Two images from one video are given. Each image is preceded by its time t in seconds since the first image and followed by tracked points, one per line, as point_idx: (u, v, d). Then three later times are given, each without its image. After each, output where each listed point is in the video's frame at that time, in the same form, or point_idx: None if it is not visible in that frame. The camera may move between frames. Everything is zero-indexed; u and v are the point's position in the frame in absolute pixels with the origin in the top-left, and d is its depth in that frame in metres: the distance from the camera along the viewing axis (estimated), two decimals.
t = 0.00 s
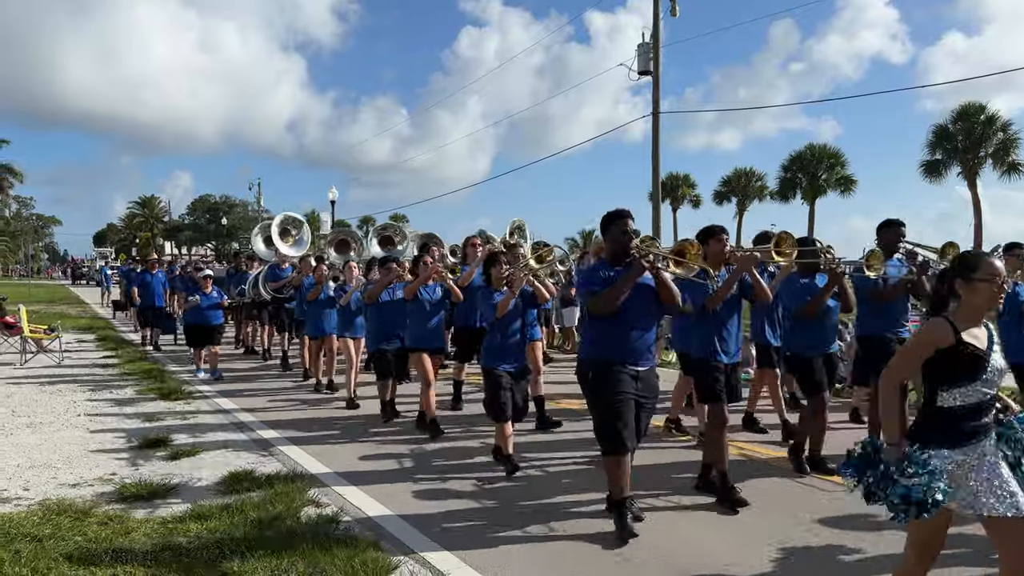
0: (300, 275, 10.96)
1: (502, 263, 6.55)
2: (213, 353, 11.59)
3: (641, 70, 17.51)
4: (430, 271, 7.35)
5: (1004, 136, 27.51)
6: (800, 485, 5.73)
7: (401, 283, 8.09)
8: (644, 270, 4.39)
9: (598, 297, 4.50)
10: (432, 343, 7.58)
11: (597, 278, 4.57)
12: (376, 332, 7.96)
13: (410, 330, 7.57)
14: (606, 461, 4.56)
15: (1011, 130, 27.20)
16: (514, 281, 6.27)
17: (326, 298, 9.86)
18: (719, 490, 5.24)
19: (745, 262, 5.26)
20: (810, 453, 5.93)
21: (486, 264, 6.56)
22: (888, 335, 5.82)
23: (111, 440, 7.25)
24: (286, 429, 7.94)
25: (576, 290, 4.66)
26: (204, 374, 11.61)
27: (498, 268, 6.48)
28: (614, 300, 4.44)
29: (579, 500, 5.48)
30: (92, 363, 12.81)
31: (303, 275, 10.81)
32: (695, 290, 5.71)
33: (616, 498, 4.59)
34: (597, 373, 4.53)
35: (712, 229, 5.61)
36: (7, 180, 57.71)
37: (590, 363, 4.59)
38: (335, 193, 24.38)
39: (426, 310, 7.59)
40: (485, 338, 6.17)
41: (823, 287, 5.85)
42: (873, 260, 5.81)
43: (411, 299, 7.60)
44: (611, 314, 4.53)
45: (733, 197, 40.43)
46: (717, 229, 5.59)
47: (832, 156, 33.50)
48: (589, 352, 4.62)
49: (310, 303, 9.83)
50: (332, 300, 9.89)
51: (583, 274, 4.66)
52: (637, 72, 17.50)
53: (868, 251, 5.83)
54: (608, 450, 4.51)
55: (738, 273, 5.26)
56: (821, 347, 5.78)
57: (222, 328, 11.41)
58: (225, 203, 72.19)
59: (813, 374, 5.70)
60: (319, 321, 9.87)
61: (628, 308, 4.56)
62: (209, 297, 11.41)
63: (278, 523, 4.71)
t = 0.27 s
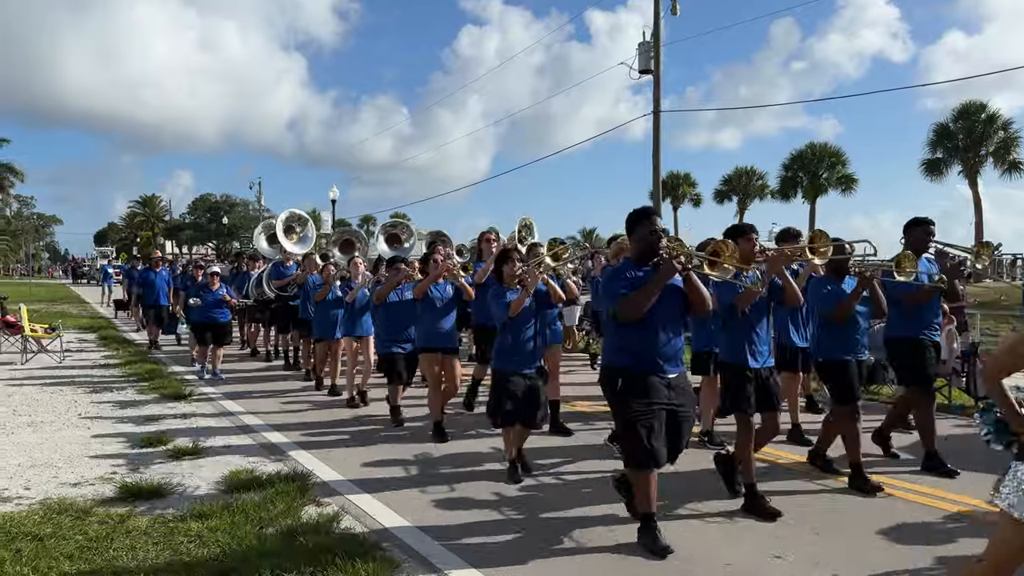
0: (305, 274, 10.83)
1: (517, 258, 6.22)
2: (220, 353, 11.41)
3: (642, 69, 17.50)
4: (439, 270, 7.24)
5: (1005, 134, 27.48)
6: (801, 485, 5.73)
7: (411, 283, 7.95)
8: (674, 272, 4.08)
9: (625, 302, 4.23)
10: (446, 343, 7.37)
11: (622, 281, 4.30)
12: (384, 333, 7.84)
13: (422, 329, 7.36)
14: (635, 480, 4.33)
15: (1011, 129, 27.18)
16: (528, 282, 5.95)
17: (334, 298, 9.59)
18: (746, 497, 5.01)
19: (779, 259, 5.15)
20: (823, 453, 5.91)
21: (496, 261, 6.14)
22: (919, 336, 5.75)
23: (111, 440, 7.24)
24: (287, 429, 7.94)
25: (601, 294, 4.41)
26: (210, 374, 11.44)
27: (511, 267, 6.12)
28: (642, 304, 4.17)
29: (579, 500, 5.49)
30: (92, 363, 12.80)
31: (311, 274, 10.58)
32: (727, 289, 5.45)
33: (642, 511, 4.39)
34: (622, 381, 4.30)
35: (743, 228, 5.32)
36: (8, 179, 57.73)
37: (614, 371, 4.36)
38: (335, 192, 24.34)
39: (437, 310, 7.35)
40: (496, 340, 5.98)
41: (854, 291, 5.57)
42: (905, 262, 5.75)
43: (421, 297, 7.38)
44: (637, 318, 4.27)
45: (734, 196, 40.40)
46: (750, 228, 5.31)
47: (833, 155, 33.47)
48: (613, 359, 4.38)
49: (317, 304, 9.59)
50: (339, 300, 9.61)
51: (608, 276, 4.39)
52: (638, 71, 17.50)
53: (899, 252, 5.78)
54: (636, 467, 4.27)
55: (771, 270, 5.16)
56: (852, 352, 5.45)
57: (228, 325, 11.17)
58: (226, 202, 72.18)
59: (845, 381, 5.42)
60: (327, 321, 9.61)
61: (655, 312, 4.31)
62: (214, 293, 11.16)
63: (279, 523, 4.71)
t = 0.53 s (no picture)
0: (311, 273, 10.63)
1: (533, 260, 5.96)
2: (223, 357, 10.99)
3: (643, 69, 17.49)
4: (450, 273, 7.07)
5: (1005, 134, 27.47)
6: (801, 484, 5.75)
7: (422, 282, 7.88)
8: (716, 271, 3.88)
9: (665, 299, 4.01)
10: (456, 347, 7.19)
11: (662, 276, 4.08)
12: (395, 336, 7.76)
13: (433, 332, 7.20)
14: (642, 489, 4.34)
15: (1011, 128, 27.16)
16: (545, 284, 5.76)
17: (340, 299, 9.54)
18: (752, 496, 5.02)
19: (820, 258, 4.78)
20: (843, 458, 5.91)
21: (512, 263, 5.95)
22: (950, 337, 5.75)
23: (112, 439, 7.24)
24: (287, 429, 7.95)
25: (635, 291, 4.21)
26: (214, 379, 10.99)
27: (528, 268, 5.87)
28: (684, 300, 3.96)
29: (579, 500, 5.49)
30: (92, 362, 12.81)
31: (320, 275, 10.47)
32: (761, 288, 5.20)
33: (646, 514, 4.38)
34: (656, 382, 4.12)
35: (776, 225, 5.03)
36: (8, 179, 57.74)
37: (648, 371, 4.16)
38: (335, 191, 24.32)
39: (449, 312, 7.20)
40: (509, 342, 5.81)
41: (888, 287, 5.38)
42: (941, 253, 5.50)
43: (432, 299, 7.23)
44: (675, 316, 4.08)
45: (734, 196, 40.40)
46: (784, 224, 5.05)
47: (833, 154, 33.46)
48: (646, 359, 4.19)
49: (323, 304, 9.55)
50: (346, 302, 9.53)
51: (644, 271, 4.17)
52: (638, 70, 17.50)
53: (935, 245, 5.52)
54: (647, 475, 4.26)
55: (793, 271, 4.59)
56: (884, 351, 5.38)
57: (230, 329, 10.87)
58: (226, 202, 72.17)
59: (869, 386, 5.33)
60: (332, 322, 9.58)
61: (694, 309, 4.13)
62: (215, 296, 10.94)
63: (279, 522, 4.71)
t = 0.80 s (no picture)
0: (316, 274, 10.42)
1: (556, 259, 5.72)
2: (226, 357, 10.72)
3: (642, 69, 17.49)
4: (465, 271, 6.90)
5: (1005, 134, 27.48)
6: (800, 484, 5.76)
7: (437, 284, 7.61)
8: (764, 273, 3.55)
9: (710, 306, 3.70)
10: (472, 349, 7.13)
11: (707, 281, 3.74)
12: (410, 338, 7.50)
13: (449, 335, 7.11)
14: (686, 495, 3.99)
15: (1011, 128, 27.18)
16: (569, 284, 5.53)
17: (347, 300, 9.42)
18: (770, 497, 4.94)
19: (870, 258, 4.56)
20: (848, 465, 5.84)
21: (534, 263, 5.71)
22: (990, 344, 5.68)
23: (112, 440, 7.25)
24: (287, 429, 7.96)
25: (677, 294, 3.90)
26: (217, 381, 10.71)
27: (551, 267, 5.62)
28: (731, 307, 3.64)
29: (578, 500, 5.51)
30: (92, 363, 12.83)
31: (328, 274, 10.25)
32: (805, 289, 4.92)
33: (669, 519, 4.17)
34: (704, 392, 3.80)
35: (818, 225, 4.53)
36: (7, 179, 57.74)
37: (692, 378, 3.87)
38: (334, 191, 24.31)
39: (464, 313, 7.07)
40: (535, 347, 5.55)
41: (932, 291, 5.14)
42: (989, 258, 5.44)
43: (448, 301, 7.08)
44: (722, 322, 3.76)
45: (734, 196, 40.43)
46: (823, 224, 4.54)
47: (832, 155, 33.49)
48: (692, 367, 3.89)
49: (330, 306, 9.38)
50: (353, 302, 9.50)
51: (687, 274, 3.83)
52: (638, 71, 17.51)
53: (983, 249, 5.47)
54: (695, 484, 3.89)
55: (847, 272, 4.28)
56: (920, 363, 5.10)
57: (230, 329, 10.67)
58: (225, 202, 72.17)
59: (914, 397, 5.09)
60: (339, 324, 9.37)
61: (744, 312, 3.80)
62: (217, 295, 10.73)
63: (279, 523, 4.71)
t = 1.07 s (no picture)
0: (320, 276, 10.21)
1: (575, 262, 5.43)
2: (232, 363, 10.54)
3: (640, 71, 17.51)
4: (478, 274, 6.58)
5: (1003, 136, 27.52)
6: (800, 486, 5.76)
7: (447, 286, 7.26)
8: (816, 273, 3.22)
9: (755, 310, 3.34)
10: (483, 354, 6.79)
11: (755, 284, 3.36)
12: (418, 342, 7.05)
13: (460, 340, 6.76)
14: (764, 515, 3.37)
15: (1009, 130, 27.20)
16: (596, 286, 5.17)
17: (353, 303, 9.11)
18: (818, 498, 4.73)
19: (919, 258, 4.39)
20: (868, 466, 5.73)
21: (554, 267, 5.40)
22: None
23: (111, 441, 7.25)
24: (286, 430, 7.96)
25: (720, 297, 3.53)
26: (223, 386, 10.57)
27: (571, 270, 5.32)
28: (780, 312, 3.29)
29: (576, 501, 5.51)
30: (91, 364, 12.84)
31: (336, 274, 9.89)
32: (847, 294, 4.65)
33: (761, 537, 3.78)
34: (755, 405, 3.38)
35: (861, 223, 4.50)
36: (6, 181, 57.75)
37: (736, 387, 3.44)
38: (334, 193, 24.32)
39: (475, 318, 6.80)
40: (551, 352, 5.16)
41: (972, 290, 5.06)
42: None
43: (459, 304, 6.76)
44: (768, 327, 3.38)
45: (732, 198, 40.46)
46: (867, 222, 4.50)
47: (831, 156, 33.52)
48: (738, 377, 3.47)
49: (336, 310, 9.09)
50: (360, 304, 9.16)
51: (732, 275, 3.45)
52: (637, 72, 17.52)
53: None
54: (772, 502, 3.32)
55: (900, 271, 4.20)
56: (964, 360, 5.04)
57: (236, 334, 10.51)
58: (224, 204, 72.18)
59: (961, 398, 5.01)
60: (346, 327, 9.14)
61: (796, 316, 3.41)
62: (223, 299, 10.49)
63: (279, 524, 4.71)
